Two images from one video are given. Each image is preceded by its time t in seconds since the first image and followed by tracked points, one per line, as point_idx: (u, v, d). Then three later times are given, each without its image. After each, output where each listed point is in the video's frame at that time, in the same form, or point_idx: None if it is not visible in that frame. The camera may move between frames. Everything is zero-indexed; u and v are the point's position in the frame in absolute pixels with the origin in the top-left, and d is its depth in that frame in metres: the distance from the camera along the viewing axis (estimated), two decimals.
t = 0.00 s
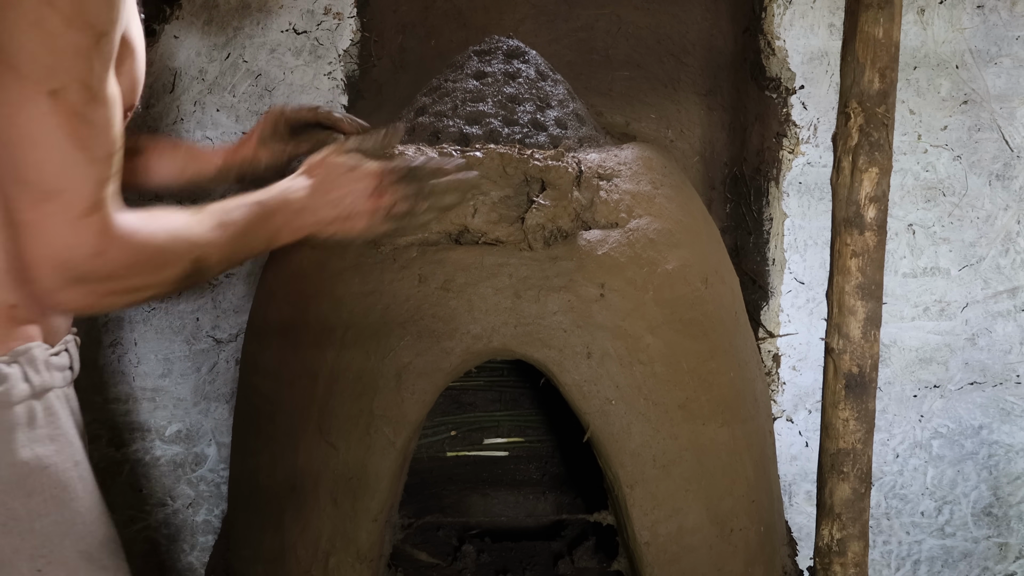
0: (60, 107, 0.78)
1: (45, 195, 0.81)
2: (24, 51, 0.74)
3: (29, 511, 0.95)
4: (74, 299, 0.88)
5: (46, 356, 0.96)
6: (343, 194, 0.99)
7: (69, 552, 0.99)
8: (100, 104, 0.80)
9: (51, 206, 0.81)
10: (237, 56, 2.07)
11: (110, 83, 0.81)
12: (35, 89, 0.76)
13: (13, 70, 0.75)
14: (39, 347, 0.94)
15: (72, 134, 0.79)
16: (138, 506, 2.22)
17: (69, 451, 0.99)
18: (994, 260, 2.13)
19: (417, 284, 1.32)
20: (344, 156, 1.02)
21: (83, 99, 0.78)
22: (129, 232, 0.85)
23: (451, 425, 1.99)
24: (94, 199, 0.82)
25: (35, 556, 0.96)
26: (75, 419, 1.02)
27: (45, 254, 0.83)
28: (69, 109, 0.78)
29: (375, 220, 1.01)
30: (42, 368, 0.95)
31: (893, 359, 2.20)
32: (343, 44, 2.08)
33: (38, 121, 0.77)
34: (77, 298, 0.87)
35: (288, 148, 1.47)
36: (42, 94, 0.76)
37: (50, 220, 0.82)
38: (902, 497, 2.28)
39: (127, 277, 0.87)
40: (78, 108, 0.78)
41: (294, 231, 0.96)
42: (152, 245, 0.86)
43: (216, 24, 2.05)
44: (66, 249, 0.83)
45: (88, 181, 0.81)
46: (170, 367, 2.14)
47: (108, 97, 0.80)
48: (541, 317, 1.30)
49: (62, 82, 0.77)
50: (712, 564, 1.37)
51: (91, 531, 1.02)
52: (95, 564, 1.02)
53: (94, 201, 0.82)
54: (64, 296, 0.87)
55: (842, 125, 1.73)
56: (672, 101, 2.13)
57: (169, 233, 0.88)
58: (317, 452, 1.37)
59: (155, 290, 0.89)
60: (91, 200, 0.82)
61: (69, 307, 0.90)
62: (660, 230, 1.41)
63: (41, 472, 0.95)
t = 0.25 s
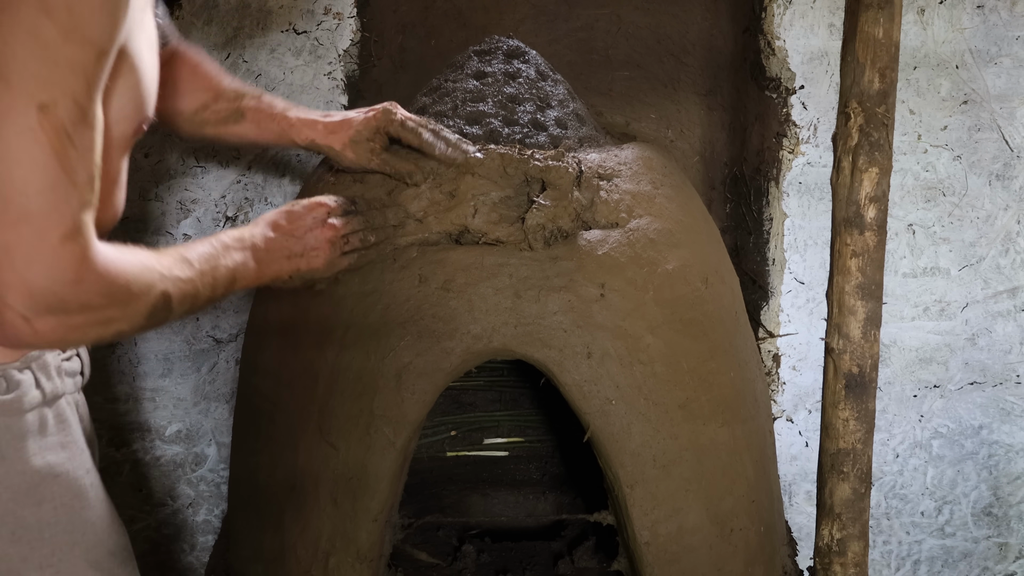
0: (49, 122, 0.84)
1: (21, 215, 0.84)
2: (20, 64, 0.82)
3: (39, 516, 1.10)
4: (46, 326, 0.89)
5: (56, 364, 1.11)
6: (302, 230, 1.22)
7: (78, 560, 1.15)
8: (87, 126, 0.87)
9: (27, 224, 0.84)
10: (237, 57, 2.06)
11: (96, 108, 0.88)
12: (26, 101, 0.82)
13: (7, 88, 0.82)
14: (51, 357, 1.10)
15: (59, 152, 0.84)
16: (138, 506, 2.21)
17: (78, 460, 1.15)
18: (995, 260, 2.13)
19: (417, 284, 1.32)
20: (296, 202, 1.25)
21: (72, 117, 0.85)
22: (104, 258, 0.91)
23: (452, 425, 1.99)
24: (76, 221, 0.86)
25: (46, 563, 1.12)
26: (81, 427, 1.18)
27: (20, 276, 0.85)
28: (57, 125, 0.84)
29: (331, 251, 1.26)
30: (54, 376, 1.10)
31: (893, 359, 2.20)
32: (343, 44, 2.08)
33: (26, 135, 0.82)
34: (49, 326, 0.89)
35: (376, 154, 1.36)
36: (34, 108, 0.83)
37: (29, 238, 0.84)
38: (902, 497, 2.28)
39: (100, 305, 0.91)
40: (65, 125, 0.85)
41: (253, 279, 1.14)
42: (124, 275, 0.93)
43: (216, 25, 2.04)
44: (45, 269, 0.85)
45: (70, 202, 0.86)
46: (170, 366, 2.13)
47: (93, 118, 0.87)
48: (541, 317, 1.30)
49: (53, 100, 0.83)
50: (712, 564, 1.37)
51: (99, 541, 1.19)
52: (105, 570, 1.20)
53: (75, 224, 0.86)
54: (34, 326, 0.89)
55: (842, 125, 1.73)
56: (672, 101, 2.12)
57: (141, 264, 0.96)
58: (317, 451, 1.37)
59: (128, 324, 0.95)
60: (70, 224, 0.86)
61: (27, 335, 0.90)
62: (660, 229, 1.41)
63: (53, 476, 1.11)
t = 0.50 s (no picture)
0: (28, 141, 0.77)
1: (17, 239, 0.79)
2: None
3: (38, 520, 1.10)
4: (58, 350, 0.86)
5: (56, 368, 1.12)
6: (308, 241, 1.20)
7: (76, 564, 1.15)
8: (72, 138, 0.80)
9: (22, 248, 0.79)
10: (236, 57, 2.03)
11: (82, 118, 0.81)
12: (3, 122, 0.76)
13: None
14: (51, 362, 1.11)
15: (44, 171, 0.78)
16: (138, 506, 2.20)
17: (77, 460, 1.14)
18: (995, 260, 2.13)
19: (417, 284, 1.32)
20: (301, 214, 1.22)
21: (52, 132, 0.78)
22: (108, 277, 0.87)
23: (451, 425, 1.99)
24: (73, 241, 0.82)
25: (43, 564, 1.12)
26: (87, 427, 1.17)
27: (25, 302, 0.81)
28: (38, 143, 0.78)
29: (337, 260, 1.25)
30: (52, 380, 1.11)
31: (893, 359, 2.20)
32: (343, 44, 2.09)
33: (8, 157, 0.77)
34: (62, 349, 0.86)
35: (411, 125, 1.35)
36: (11, 128, 0.77)
37: (27, 262, 0.80)
38: (902, 497, 2.28)
39: (111, 324, 0.88)
40: (47, 143, 0.78)
41: (264, 294, 1.12)
42: (133, 293, 0.90)
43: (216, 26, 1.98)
44: (48, 292, 0.82)
45: (62, 222, 0.80)
46: (170, 366, 2.12)
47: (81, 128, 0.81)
48: (541, 317, 1.30)
49: (28, 114, 0.77)
50: (712, 563, 1.37)
51: (102, 543, 1.18)
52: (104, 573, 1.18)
53: (73, 243, 0.82)
54: (46, 348, 0.85)
55: (842, 125, 1.73)
56: (672, 101, 2.13)
57: (149, 280, 0.93)
58: (318, 451, 1.36)
59: (141, 340, 0.93)
60: (69, 243, 0.81)
61: (42, 357, 0.86)
62: (659, 229, 1.41)
63: (50, 482, 1.10)
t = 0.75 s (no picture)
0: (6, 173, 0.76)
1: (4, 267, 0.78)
2: None
3: (11, 523, 1.01)
4: (53, 369, 0.86)
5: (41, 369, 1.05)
6: (309, 248, 1.22)
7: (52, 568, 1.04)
8: (50, 168, 0.78)
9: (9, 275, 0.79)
10: (237, 56, 2.01)
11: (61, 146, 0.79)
12: None
13: None
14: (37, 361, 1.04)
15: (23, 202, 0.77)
16: (138, 506, 2.14)
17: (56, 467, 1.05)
18: (995, 260, 2.12)
19: (417, 284, 1.32)
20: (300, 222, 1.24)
21: (27, 165, 0.76)
22: (100, 299, 0.87)
23: (451, 425, 1.99)
24: (59, 267, 0.81)
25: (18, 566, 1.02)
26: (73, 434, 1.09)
27: (17, 328, 0.81)
28: (13, 176, 0.76)
29: (338, 266, 1.26)
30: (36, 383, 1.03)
31: (893, 359, 2.20)
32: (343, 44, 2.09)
33: None
34: (57, 368, 0.86)
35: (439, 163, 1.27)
36: None
37: (15, 289, 0.80)
38: (902, 497, 2.28)
39: (106, 343, 0.88)
40: (23, 175, 0.76)
41: (260, 304, 1.13)
42: (128, 311, 0.90)
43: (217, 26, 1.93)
44: (36, 318, 0.81)
45: (46, 250, 0.79)
46: (172, 365, 2.11)
47: (60, 159, 0.79)
48: (540, 317, 1.30)
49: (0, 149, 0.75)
50: (712, 563, 1.37)
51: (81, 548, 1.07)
52: None
53: (59, 268, 0.81)
54: (40, 368, 0.85)
55: (842, 125, 1.73)
56: (672, 101, 2.13)
57: (146, 296, 0.93)
58: (317, 451, 1.37)
59: (137, 355, 0.93)
60: (54, 269, 0.80)
61: (36, 375, 0.86)
62: (659, 228, 1.41)
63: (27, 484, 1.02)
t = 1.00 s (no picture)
0: None
1: None
2: None
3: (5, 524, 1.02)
4: (49, 361, 0.86)
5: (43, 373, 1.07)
6: (317, 251, 1.20)
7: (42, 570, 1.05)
8: (20, 154, 0.78)
9: None
10: (237, 56, 2.01)
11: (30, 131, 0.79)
12: None
13: None
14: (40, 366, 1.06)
15: None
16: (138, 506, 2.16)
17: (43, 468, 1.05)
18: (995, 260, 2.12)
19: (417, 284, 1.32)
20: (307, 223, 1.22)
21: None
22: (92, 290, 0.86)
23: (452, 425, 1.99)
24: (43, 253, 0.81)
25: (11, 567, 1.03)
26: (64, 435, 1.09)
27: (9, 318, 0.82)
28: None
29: (345, 269, 1.24)
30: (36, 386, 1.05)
31: (893, 359, 2.20)
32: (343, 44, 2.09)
33: None
34: (54, 361, 0.86)
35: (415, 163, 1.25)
36: None
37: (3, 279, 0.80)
38: (902, 497, 2.28)
39: (101, 336, 0.88)
40: None
41: (269, 305, 1.12)
42: (124, 304, 0.90)
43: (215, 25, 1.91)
44: (26, 307, 0.81)
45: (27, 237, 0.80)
46: (172, 365, 2.11)
47: (26, 146, 0.79)
48: (541, 317, 1.30)
49: None
50: (712, 563, 1.37)
51: (70, 551, 1.08)
52: None
53: (44, 255, 0.81)
54: (36, 360, 0.85)
55: (842, 125, 1.73)
56: (672, 101, 2.12)
57: (145, 290, 0.93)
58: (317, 450, 1.37)
59: (137, 350, 0.92)
60: (39, 256, 0.81)
61: (35, 368, 0.87)
62: (659, 228, 1.41)
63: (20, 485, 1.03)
